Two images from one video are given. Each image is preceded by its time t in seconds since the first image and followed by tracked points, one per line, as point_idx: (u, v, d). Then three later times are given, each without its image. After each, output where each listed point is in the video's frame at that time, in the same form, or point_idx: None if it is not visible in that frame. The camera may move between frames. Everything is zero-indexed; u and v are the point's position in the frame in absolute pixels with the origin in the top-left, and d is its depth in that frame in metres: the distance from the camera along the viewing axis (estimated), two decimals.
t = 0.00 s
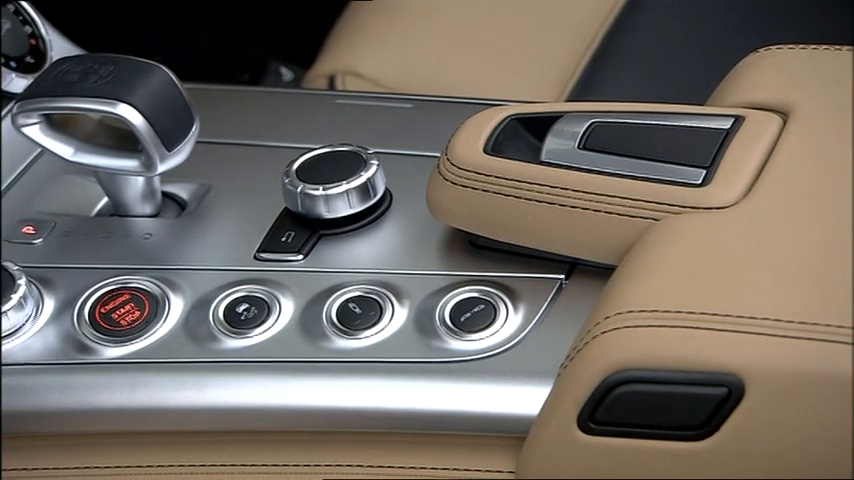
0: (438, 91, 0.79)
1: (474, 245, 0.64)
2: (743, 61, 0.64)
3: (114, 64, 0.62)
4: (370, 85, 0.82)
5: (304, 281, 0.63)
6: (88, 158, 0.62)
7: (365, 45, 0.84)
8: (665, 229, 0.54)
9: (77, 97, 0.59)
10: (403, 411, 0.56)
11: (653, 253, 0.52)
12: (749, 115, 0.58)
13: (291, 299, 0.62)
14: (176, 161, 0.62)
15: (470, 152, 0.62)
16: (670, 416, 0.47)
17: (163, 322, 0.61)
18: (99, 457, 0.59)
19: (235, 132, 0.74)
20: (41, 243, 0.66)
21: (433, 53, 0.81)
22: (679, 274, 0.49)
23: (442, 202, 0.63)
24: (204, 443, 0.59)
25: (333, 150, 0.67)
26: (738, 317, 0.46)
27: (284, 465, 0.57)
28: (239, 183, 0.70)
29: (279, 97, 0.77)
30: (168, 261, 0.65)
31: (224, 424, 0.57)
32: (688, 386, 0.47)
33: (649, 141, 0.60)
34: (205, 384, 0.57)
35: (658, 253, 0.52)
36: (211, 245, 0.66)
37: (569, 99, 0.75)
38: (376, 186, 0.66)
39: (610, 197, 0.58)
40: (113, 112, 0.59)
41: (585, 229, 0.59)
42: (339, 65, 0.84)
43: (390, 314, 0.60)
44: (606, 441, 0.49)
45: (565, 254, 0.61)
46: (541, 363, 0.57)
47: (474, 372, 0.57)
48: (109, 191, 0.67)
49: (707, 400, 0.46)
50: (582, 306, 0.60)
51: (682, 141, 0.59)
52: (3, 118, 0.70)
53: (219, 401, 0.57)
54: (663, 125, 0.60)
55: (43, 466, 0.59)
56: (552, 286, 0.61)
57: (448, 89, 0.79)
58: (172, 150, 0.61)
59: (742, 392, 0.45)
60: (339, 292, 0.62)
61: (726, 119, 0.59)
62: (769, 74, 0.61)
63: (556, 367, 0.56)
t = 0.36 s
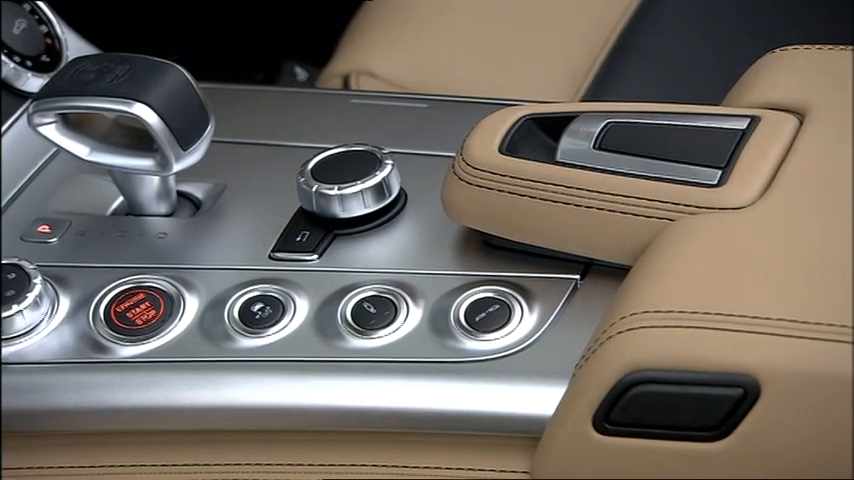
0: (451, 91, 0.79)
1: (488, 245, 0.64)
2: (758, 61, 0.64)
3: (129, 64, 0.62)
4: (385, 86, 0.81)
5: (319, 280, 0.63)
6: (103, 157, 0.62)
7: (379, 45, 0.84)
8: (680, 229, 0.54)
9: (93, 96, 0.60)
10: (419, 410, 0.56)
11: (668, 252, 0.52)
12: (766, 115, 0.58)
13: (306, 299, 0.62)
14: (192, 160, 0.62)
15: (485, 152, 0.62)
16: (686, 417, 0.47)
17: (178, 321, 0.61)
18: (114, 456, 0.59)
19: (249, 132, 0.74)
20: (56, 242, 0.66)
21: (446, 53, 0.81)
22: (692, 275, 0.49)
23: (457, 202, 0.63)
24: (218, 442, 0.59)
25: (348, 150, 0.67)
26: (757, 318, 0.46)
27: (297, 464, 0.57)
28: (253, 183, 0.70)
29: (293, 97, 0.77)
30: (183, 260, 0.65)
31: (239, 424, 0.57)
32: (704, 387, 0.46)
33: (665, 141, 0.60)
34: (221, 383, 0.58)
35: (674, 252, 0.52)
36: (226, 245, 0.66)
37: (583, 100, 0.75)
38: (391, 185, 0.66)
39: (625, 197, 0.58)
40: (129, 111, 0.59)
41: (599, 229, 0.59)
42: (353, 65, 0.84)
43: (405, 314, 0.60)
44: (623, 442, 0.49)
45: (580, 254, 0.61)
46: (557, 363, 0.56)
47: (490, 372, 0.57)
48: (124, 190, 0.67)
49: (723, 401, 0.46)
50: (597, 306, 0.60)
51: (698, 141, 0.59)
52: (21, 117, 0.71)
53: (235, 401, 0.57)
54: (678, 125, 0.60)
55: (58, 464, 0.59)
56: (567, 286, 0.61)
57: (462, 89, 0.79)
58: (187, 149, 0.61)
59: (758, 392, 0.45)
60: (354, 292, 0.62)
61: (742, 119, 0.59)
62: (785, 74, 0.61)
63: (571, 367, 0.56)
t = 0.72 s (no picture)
0: (465, 91, 0.79)
1: (503, 245, 0.64)
2: (774, 62, 0.64)
3: (145, 63, 0.62)
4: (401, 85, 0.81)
5: (334, 280, 0.63)
6: (119, 157, 0.62)
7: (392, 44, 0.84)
8: (695, 229, 0.54)
9: (108, 96, 0.60)
10: (434, 410, 0.56)
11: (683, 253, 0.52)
12: (782, 115, 0.58)
13: (321, 298, 0.62)
14: (207, 160, 0.62)
15: (500, 152, 0.62)
16: (701, 418, 0.47)
17: (192, 320, 0.61)
18: (129, 455, 0.59)
19: (264, 131, 0.74)
20: (72, 241, 0.67)
21: (460, 53, 0.81)
22: (707, 274, 0.49)
23: (472, 201, 0.63)
24: (232, 441, 0.59)
25: (362, 149, 0.68)
26: (772, 321, 0.45)
27: (311, 464, 0.57)
28: (266, 183, 0.70)
29: (306, 96, 0.78)
30: (198, 259, 0.65)
31: (253, 422, 0.57)
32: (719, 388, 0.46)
33: (681, 141, 0.60)
34: (235, 382, 0.58)
35: (689, 253, 0.51)
36: (240, 244, 0.66)
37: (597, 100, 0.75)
38: (406, 185, 0.66)
39: (638, 196, 0.58)
40: (144, 110, 0.59)
41: (614, 229, 0.59)
42: (367, 65, 0.83)
43: (420, 314, 0.60)
44: (641, 443, 0.49)
45: (595, 254, 0.61)
46: (571, 363, 0.56)
47: (505, 372, 0.57)
48: (138, 189, 0.67)
49: (739, 403, 0.46)
50: (612, 306, 0.60)
51: (714, 141, 0.59)
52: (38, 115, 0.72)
53: (249, 400, 0.57)
54: (694, 125, 0.60)
55: (74, 463, 0.59)
56: (582, 286, 0.61)
57: (476, 89, 0.79)
58: (202, 149, 0.61)
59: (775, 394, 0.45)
60: (368, 292, 0.62)
61: (758, 119, 0.59)
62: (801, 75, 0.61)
63: (585, 367, 0.56)
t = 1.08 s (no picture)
0: (479, 90, 0.79)
1: (517, 245, 0.64)
2: (790, 62, 0.64)
3: (160, 63, 0.62)
4: (415, 85, 0.81)
5: (349, 279, 0.63)
6: (134, 157, 0.62)
7: (406, 44, 0.84)
8: (711, 230, 0.54)
9: (123, 96, 0.60)
10: (450, 410, 0.56)
11: (699, 252, 0.52)
12: (798, 115, 0.58)
13: (336, 298, 0.62)
14: (222, 159, 0.62)
15: (515, 152, 0.62)
16: (718, 418, 0.47)
17: (208, 320, 0.61)
18: (144, 453, 0.59)
19: (279, 131, 0.75)
20: (87, 240, 0.67)
21: (475, 53, 0.82)
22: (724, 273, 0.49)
23: (487, 201, 0.63)
24: (247, 440, 0.59)
25: (377, 149, 0.68)
26: (789, 321, 0.45)
27: (327, 463, 0.57)
28: (281, 182, 0.70)
29: (320, 96, 0.78)
30: (213, 259, 0.65)
31: (267, 421, 0.57)
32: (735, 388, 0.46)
33: (696, 141, 0.59)
34: (249, 381, 0.58)
35: (705, 253, 0.51)
36: (255, 244, 0.66)
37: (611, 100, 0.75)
38: (421, 185, 0.66)
39: (652, 197, 0.58)
40: (160, 110, 0.59)
41: (629, 229, 0.59)
42: (381, 65, 0.83)
43: (435, 314, 0.60)
44: (658, 443, 0.49)
45: (610, 254, 0.61)
46: (587, 363, 0.56)
47: (520, 372, 0.57)
48: (153, 189, 0.67)
49: (756, 403, 0.46)
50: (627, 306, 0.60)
51: (730, 142, 0.59)
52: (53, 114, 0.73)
53: (264, 399, 0.57)
54: (710, 126, 0.60)
55: (89, 461, 0.59)
56: (597, 286, 0.61)
57: (490, 89, 0.79)
58: (217, 149, 0.61)
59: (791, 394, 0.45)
60: (383, 291, 0.62)
61: (774, 119, 0.59)
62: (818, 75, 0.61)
63: (600, 368, 0.56)
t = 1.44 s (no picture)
0: (494, 91, 0.79)
1: (532, 245, 0.64)
2: (807, 63, 0.64)
3: (176, 63, 0.62)
4: (430, 85, 0.82)
5: (363, 279, 0.63)
6: (150, 156, 0.62)
7: (422, 44, 0.84)
8: (726, 230, 0.54)
9: (139, 95, 0.60)
10: (465, 410, 0.56)
11: (715, 253, 0.52)
12: (814, 116, 0.58)
13: (350, 297, 0.62)
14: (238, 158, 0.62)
15: (530, 152, 0.62)
16: (734, 418, 0.47)
17: (222, 319, 0.61)
18: (159, 453, 0.59)
19: (294, 130, 0.75)
20: (102, 239, 0.67)
21: (490, 54, 0.82)
22: (740, 274, 0.49)
23: (502, 200, 0.63)
24: (263, 440, 0.59)
25: (393, 149, 0.68)
26: (806, 322, 0.45)
27: (342, 463, 0.57)
28: (296, 182, 0.70)
29: (335, 95, 0.78)
30: (227, 258, 0.65)
31: (283, 420, 0.57)
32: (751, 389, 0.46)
33: (712, 142, 0.59)
34: (264, 380, 0.58)
35: (720, 253, 0.51)
36: (269, 243, 0.66)
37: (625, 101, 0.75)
38: (436, 185, 0.66)
39: (668, 197, 0.58)
40: (176, 109, 0.59)
41: (644, 229, 0.59)
42: (397, 65, 0.84)
43: (450, 314, 0.60)
44: (674, 443, 0.49)
45: (625, 254, 0.61)
46: (602, 363, 0.56)
47: (536, 372, 0.56)
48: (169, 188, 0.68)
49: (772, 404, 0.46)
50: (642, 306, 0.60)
51: (745, 142, 0.59)
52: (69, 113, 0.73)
53: (280, 398, 0.57)
54: (725, 126, 0.60)
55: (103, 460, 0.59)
56: (612, 287, 0.61)
57: (505, 89, 0.79)
58: (233, 148, 0.61)
59: (807, 395, 0.45)
60: (397, 291, 0.62)
61: (790, 120, 0.59)
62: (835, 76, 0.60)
63: (616, 368, 0.56)
